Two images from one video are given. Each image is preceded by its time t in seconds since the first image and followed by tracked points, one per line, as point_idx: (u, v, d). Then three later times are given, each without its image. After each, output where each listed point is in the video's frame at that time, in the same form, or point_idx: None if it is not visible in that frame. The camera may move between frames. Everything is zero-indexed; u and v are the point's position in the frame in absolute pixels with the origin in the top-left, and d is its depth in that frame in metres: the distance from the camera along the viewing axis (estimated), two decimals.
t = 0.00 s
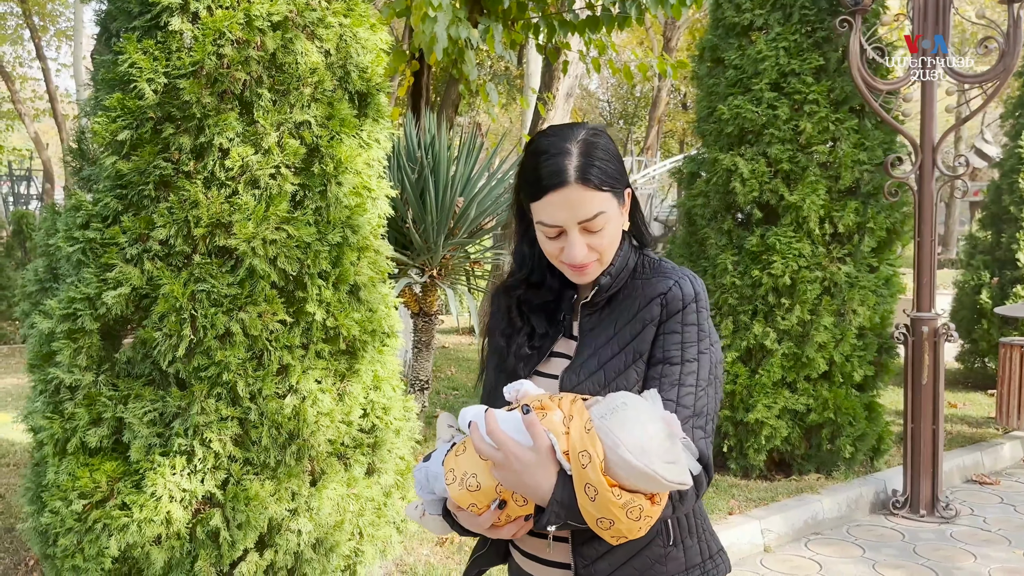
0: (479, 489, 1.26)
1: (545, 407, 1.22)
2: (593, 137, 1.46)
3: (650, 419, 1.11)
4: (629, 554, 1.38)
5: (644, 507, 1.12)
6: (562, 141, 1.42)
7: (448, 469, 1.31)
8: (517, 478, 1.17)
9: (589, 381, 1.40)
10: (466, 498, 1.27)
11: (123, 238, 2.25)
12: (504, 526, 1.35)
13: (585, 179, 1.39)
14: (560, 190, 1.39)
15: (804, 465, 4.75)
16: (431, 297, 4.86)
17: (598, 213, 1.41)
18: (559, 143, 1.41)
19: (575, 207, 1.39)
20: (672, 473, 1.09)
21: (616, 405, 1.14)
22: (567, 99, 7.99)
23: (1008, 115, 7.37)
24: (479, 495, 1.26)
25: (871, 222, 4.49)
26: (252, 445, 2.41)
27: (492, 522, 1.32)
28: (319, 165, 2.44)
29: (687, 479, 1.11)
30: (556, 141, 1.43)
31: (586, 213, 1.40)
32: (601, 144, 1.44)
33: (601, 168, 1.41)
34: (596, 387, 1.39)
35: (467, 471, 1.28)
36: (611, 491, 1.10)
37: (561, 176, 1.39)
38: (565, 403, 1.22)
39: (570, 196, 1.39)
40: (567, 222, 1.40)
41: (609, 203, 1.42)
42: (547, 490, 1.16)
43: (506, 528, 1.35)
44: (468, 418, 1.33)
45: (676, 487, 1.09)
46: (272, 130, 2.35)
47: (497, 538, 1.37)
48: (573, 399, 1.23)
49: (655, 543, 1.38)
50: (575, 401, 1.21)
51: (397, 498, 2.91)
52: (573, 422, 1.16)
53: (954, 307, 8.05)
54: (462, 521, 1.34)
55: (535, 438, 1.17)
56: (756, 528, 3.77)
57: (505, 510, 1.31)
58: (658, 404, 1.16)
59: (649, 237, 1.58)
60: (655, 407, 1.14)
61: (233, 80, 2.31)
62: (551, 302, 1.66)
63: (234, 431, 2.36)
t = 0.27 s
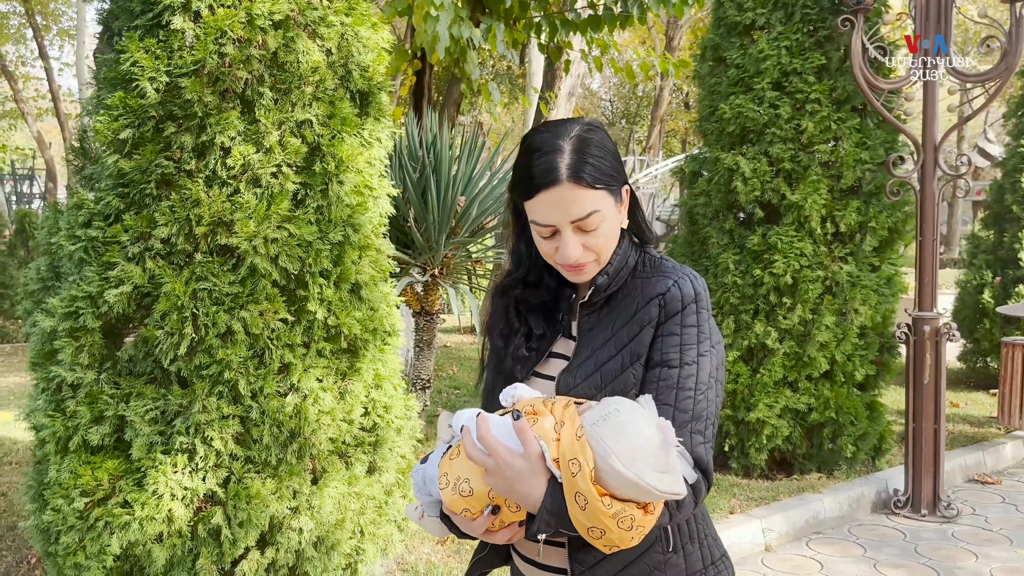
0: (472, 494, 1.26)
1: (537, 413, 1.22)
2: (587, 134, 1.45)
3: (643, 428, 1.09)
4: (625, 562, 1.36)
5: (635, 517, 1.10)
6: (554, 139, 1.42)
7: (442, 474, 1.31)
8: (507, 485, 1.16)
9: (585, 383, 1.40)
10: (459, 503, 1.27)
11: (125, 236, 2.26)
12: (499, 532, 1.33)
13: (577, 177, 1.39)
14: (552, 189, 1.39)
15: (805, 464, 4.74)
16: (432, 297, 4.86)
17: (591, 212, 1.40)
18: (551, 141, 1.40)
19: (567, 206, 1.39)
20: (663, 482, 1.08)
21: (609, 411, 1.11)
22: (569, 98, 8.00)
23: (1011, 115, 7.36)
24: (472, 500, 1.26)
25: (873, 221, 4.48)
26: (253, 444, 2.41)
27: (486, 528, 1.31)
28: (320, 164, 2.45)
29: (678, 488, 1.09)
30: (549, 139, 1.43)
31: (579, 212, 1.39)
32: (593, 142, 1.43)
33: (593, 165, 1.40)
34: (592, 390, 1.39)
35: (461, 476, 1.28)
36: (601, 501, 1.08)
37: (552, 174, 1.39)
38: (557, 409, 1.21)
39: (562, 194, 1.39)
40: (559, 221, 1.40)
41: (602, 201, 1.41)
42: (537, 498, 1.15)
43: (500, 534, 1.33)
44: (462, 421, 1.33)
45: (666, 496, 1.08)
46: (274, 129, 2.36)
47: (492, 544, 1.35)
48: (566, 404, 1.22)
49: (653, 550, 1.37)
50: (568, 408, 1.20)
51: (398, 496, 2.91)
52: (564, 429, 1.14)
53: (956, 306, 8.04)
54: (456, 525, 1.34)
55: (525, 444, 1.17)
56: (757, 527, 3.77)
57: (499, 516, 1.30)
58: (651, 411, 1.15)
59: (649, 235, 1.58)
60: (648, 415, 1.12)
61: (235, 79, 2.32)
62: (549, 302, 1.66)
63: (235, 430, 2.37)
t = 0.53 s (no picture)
0: (468, 501, 1.25)
1: (532, 418, 1.19)
2: (586, 129, 1.44)
3: (638, 436, 1.06)
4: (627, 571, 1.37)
5: (631, 529, 1.06)
6: (552, 133, 1.42)
7: (439, 478, 1.31)
8: (500, 493, 1.15)
9: (586, 389, 1.41)
10: (455, 509, 1.26)
11: (127, 236, 2.26)
12: (497, 539, 1.32)
13: (573, 173, 1.38)
14: (548, 184, 1.39)
15: (807, 464, 4.74)
16: (434, 296, 4.87)
17: (588, 208, 1.39)
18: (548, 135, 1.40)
19: (562, 202, 1.39)
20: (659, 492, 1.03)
21: (605, 418, 1.08)
22: (571, 98, 8.00)
23: (1014, 115, 7.35)
24: (468, 507, 1.25)
25: (875, 221, 4.48)
26: (255, 443, 2.41)
27: (484, 534, 1.30)
28: (323, 163, 2.45)
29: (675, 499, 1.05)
30: (547, 133, 1.43)
31: (575, 208, 1.39)
32: (592, 137, 1.43)
33: (590, 161, 1.40)
34: (593, 395, 1.39)
35: (457, 481, 1.27)
36: (594, 511, 1.05)
37: (548, 169, 1.38)
38: (553, 415, 1.18)
39: (558, 190, 1.38)
40: (555, 217, 1.40)
41: (599, 197, 1.40)
42: (531, 506, 1.13)
43: (498, 541, 1.32)
44: (460, 424, 1.32)
45: (662, 508, 1.04)
46: (277, 129, 2.36)
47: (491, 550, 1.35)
48: (563, 409, 1.19)
49: (656, 560, 1.36)
50: (564, 412, 1.17)
51: (400, 496, 2.92)
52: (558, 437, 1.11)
53: (959, 307, 8.03)
54: (454, 530, 1.34)
55: (519, 451, 1.15)
56: (759, 527, 3.77)
57: (496, 522, 1.29)
58: (650, 418, 1.11)
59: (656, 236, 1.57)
60: (645, 422, 1.08)
61: (237, 79, 2.32)
62: (552, 303, 1.67)
63: (237, 429, 2.37)
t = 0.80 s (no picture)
0: (473, 506, 1.25)
1: (538, 422, 1.19)
2: (595, 125, 1.44)
3: (646, 442, 1.04)
4: None
5: (638, 538, 1.05)
6: (560, 128, 1.41)
7: (444, 483, 1.30)
8: (504, 498, 1.15)
9: (594, 393, 1.41)
10: (459, 514, 1.26)
11: (130, 234, 2.26)
12: (502, 546, 1.32)
13: (580, 169, 1.38)
14: (554, 180, 1.38)
15: (809, 465, 4.73)
16: (436, 296, 4.87)
17: (594, 205, 1.39)
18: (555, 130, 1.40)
19: (568, 198, 1.38)
20: (666, 500, 1.02)
21: (611, 423, 1.08)
22: (573, 98, 8.00)
23: (1017, 115, 7.34)
24: (473, 512, 1.25)
25: (878, 222, 4.47)
26: (257, 442, 2.41)
27: (488, 540, 1.30)
28: (326, 162, 2.45)
29: (684, 507, 1.04)
30: (555, 128, 1.42)
31: (581, 204, 1.38)
32: (601, 133, 1.42)
33: (597, 157, 1.39)
34: (602, 400, 1.40)
35: (462, 486, 1.26)
36: (600, 519, 1.04)
37: (555, 164, 1.38)
38: (560, 420, 1.17)
39: (564, 186, 1.38)
40: (561, 213, 1.40)
41: (606, 194, 1.40)
42: (536, 513, 1.12)
43: (504, 548, 1.31)
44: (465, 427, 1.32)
45: (670, 516, 1.03)
46: (279, 128, 2.36)
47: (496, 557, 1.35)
48: (569, 414, 1.19)
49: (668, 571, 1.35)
50: (570, 417, 1.16)
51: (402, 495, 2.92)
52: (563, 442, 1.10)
53: (961, 307, 8.02)
54: (459, 535, 1.34)
55: (523, 456, 1.14)
56: (761, 527, 3.77)
57: (500, 529, 1.29)
58: (658, 423, 1.10)
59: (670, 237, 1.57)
60: (652, 427, 1.07)
61: (240, 77, 2.32)
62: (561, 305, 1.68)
63: (240, 428, 2.37)
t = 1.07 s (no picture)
0: (479, 512, 1.25)
1: (547, 429, 1.19)
2: (613, 115, 1.44)
3: (655, 451, 1.04)
4: None
5: (646, 550, 1.04)
6: (575, 117, 1.42)
7: (451, 487, 1.31)
8: (510, 506, 1.15)
9: (607, 396, 1.41)
10: (465, 520, 1.26)
11: (133, 233, 2.26)
12: (510, 551, 1.32)
13: (593, 156, 1.37)
14: (566, 167, 1.39)
15: (811, 465, 4.73)
16: (438, 295, 4.86)
17: (605, 194, 1.38)
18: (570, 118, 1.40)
19: (579, 185, 1.38)
20: (675, 511, 1.02)
21: (621, 431, 1.07)
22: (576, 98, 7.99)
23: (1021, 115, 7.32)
24: (479, 518, 1.25)
25: (881, 222, 4.46)
26: (260, 441, 2.41)
27: (495, 546, 1.30)
28: (329, 161, 2.45)
29: (694, 519, 1.03)
30: (571, 117, 1.43)
31: (591, 192, 1.38)
32: (618, 123, 1.42)
33: (611, 146, 1.39)
34: (615, 403, 1.39)
35: (468, 491, 1.27)
36: (608, 530, 1.04)
37: (567, 151, 1.39)
38: (568, 426, 1.17)
39: (575, 173, 1.38)
40: (571, 201, 1.40)
41: (619, 184, 1.39)
42: (542, 521, 1.12)
43: (511, 554, 1.32)
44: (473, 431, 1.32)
45: (679, 528, 1.02)
46: (282, 126, 2.35)
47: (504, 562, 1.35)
48: (579, 420, 1.18)
49: None
50: (579, 424, 1.16)
51: (405, 494, 2.91)
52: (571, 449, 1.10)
53: (964, 308, 8.01)
54: (466, 540, 1.34)
55: (530, 463, 1.14)
56: (763, 527, 3.77)
57: (507, 535, 1.29)
58: (669, 432, 1.09)
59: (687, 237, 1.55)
60: (663, 436, 1.06)
61: (243, 76, 2.31)
62: (574, 305, 1.68)
63: (242, 427, 2.37)
